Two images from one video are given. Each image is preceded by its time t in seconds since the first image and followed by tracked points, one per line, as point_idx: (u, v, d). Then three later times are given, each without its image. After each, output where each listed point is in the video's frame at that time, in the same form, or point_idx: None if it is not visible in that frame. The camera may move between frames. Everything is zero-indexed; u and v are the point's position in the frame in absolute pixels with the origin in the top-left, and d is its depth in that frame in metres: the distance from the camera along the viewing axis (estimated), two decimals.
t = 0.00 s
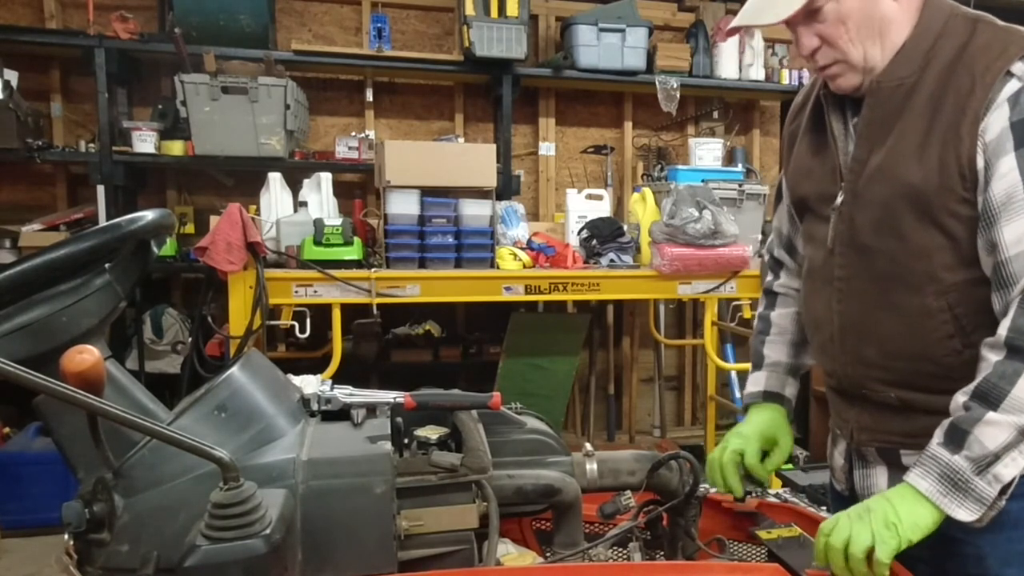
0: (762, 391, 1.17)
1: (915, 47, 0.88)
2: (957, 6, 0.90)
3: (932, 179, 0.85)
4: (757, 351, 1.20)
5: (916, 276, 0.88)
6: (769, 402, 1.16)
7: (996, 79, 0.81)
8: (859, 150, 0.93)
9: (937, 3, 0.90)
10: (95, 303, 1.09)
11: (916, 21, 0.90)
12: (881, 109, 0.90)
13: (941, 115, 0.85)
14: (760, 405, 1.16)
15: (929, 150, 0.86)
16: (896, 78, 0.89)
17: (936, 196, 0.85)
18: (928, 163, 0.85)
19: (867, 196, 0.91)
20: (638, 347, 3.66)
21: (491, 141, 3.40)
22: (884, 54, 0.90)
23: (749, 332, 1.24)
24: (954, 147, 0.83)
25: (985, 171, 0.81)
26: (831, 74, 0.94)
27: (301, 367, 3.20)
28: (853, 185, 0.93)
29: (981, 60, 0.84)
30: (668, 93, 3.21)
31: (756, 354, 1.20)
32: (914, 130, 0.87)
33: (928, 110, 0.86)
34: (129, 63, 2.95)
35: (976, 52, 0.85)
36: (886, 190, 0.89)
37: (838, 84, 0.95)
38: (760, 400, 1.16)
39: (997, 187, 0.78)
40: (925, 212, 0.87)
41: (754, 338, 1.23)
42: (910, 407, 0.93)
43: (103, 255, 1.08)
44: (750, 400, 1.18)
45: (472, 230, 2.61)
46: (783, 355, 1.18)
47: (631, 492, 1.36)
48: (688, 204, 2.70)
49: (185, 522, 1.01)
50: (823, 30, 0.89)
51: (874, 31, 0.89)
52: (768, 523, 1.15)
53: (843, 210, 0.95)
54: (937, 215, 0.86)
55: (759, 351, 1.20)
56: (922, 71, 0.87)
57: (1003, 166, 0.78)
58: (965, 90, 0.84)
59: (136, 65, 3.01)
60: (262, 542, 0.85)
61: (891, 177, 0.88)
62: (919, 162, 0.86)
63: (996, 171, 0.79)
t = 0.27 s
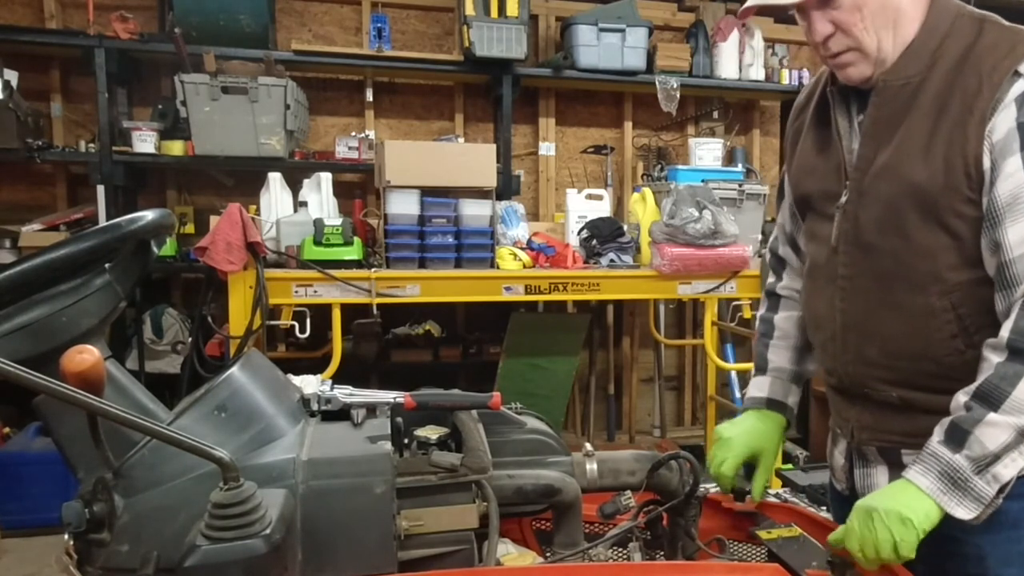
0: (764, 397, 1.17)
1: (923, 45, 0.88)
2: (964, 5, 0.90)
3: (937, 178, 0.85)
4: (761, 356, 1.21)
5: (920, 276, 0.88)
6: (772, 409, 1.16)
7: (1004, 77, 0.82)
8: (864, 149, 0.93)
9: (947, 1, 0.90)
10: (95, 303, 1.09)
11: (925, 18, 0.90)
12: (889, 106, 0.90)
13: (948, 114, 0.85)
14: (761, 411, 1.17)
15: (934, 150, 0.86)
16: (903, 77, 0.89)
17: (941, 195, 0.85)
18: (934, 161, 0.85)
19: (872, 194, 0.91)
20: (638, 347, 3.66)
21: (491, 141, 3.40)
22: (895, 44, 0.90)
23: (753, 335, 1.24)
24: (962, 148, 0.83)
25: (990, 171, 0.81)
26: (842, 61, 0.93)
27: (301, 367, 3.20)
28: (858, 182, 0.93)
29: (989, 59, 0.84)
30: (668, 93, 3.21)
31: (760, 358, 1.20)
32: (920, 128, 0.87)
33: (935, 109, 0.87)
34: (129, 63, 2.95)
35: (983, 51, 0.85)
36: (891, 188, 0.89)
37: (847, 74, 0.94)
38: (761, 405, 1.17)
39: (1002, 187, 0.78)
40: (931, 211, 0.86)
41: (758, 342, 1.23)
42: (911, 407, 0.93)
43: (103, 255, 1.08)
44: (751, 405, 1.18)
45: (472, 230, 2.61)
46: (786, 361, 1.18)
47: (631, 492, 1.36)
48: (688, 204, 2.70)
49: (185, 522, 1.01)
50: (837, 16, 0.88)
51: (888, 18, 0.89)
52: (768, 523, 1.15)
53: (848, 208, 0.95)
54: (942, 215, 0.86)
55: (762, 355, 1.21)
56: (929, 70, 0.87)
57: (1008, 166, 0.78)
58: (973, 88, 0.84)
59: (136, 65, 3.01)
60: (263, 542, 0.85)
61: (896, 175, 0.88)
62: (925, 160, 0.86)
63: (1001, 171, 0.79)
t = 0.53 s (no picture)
0: (768, 394, 1.17)
1: (928, 45, 0.88)
2: (969, 6, 0.90)
3: (942, 178, 0.85)
4: (763, 352, 1.21)
5: (923, 275, 0.88)
6: (776, 406, 1.16)
7: (1008, 79, 0.82)
8: (869, 148, 0.93)
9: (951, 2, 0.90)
10: (95, 303, 1.09)
11: (929, 20, 0.90)
12: (894, 107, 0.90)
13: (953, 114, 0.85)
14: (767, 407, 1.16)
15: (938, 150, 0.86)
16: (908, 77, 0.89)
17: (945, 195, 0.85)
18: (938, 160, 0.85)
19: (876, 194, 0.91)
20: (638, 347, 3.66)
21: (491, 141, 3.40)
22: (894, 48, 0.91)
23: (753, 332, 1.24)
24: (966, 149, 0.83)
25: (993, 172, 0.81)
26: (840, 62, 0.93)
27: (301, 367, 3.21)
28: (862, 182, 0.93)
29: (993, 60, 0.84)
30: (668, 93, 3.21)
31: (762, 355, 1.20)
32: (925, 128, 0.87)
33: (939, 109, 0.87)
34: (129, 63, 2.95)
35: (988, 52, 0.85)
36: (895, 187, 0.89)
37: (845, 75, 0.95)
38: (766, 402, 1.17)
39: (1004, 187, 0.78)
40: (934, 211, 0.86)
41: (759, 339, 1.23)
42: (913, 406, 0.93)
43: (103, 255, 1.08)
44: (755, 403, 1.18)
45: (472, 230, 2.62)
46: (789, 357, 1.18)
47: (631, 492, 1.36)
48: (688, 205, 2.70)
49: (185, 522, 1.01)
50: (833, 22, 0.88)
51: (885, 23, 0.89)
52: (769, 523, 1.15)
53: (851, 207, 0.95)
54: (946, 214, 0.86)
55: (763, 352, 1.21)
56: (934, 70, 0.87)
57: (1010, 166, 0.78)
58: (978, 89, 0.84)
59: (135, 65, 3.01)
60: (263, 542, 0.85)
61: (900, 174, 0.88)
62: (930, 160, 0.86)
63: (1003, 171, 0.79)
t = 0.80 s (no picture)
0: (763, 394, 1.17)
1: (924, 45, 0.88)
2: (965, 5, 0.90)
3: (939, 178, 0.85)
4: (762, 352, 1.21)
5: (922, 275, 0.88)
6: (770, 406, 1.16)
7: (1004, 79, 0.82)
8: (866, 148, 0.93)
9: (947, 2, 0.90)
10: (95, 303, 1.09)
11: (925, 20, 0.90)
12: (890, 107, 0.90)
13: (950, 114, 0.85)
14: (760, 407, 1.17)
15: (936, 150, 0.86)
16: (904, 77, 0.89)
17: (943, 195, 0.85)
18: (936, 161, 0.85)
19: (874, 195, 0.91)
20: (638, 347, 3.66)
21: (491, 141, 3.40)
22: (890, 55, 0.91)
23: (754, 334, 1.25)
24: (962, 148, 0.83)
25: (990, 171, 0.81)
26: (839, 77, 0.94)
27: (301, 367, 3.21)
28: (860, 182, 0.93)
29: (989, 60, 0.84)
30: (668, 93, 3.21)
31: (761, 356, 1.21)
32: (922, 128, 0.87)
33: (936, 109, 0.87)
34: (129, 63, 2.95)
35: (984, 52, 0.85)
36: (892, 188, 0.89)
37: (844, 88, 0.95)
38: (761, 401, 1.17)
39: (1002, 187, 0.78)
40: (932, 210, 0.86)
41: (759, 339, 1.24)
42: (913, 406, 0.93)
43: (102, 255, 1.08)
44: (750, 401, 1.18)
45: (472, 230, 2.62)
46: (787, 358, 1.19)
47: (631, 491, 1.36)
48: (688, 205, 2.70)
49: (185, 522, 1.01)
50: (830, 37, 0.89)
51: (879, 33, 0.89)
52: (769, 523, 1.15)
53: (850, 208, 0.95)
54: (944, 214, 0.86)
55: (762, 352, 1.21)
56: (930, 70, 0.87)
57: (1008, 165, 0.78)
58: (974, 89, 0.84)
59: (135, 65, 3.01)
60: (262, 542, 0.85)
61: (898, 175, 0.88)
62: (927, 161, 0.86)
63: (1000, 170, 0.79)
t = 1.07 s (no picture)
0: (766, 400, 1.17)
1: (924, 46, 0.88)
2: (966, 5, 0.90)
3: (939, 179, 0.85)
4: (764, 357, 1.21)
5: (921, 276, 0.88)
6: (774, 413, 1.16)
7: (1004, 80, 0.82)
8: (866, 149, 0.93)
9: (948, 2, 0.90)
10: (95, 302, 1.09)
11: (926, 20, 0.90)
12: (890, 108, 0.90)
13: (951, 114, 0.85)
14: (763, 414, 1.17)
15: (936, 150, 0.86)
16: (905, 78, 0.88)
17: (943, 195, 0.85)
18: (936, 162, 0.85)
19: (874, 195, 0.91)
20: (638, 347, 3.66)
21: (491, 141, 3.40)
22: (892, 56, 0.90)
23: (757, 338, 1.25)
24: (963, 149, 0.83)
25: (990, 172, 0.81)
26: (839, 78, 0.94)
27: (301, 367, 3.21)
28: (861, 183, 0.93)
29: (990, 60, 0.84)
30: (668, 93, 3.21)
31: (763, 360, 1.21)
32: (923, 129, 0.87)
33: (936, 110, 0.86)
34: (129, 63, 2.95)
35: (985, 52, 0.85)
36: (893, 189, 0.89)
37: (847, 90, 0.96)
38: (763, 407, 1.17)
39: (1003, 187, 0.78)
40: (932, 211, 0.86)
41: (761, 344, 1.24)
42: (913, 407, 0.93)
43: (103, 255, 1.08)
44: (752, 408, 1.18)
45: (472, 230, 2.62)
46: (789, 363, 1.18)
47: (631, 492, 1.36)
48: (688, 204, 2.70)
49: (185, 521, 1.01)
50: (829, 42, 0.90)
51: (879, 36, 0.89)
52: (769, 523, 1.15)
53: (850, 209, 0.95)
54: (943, 215, 0.86)
55: (765, 357, 1.21)
56: (931, 71, 0.87)
57: (1008, 166, 0.78)
58: (974, 89, 0.84)
59: (135, 65, 3.01)
60: (262, 542, 0.85)
61: (898, 175, 0.88)
62: (927, 161, 0.86)
63: (1000, 171, 0.79)
